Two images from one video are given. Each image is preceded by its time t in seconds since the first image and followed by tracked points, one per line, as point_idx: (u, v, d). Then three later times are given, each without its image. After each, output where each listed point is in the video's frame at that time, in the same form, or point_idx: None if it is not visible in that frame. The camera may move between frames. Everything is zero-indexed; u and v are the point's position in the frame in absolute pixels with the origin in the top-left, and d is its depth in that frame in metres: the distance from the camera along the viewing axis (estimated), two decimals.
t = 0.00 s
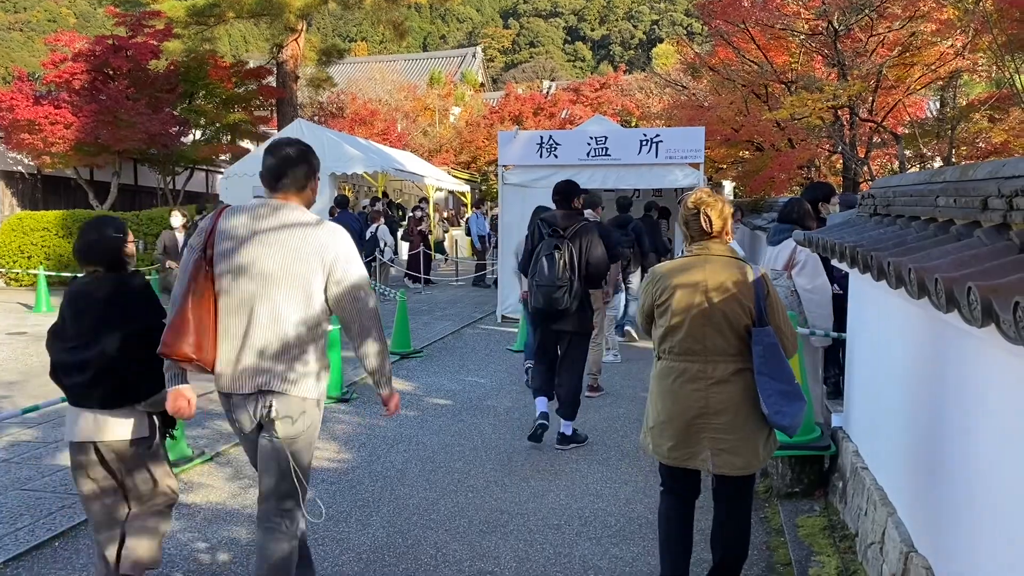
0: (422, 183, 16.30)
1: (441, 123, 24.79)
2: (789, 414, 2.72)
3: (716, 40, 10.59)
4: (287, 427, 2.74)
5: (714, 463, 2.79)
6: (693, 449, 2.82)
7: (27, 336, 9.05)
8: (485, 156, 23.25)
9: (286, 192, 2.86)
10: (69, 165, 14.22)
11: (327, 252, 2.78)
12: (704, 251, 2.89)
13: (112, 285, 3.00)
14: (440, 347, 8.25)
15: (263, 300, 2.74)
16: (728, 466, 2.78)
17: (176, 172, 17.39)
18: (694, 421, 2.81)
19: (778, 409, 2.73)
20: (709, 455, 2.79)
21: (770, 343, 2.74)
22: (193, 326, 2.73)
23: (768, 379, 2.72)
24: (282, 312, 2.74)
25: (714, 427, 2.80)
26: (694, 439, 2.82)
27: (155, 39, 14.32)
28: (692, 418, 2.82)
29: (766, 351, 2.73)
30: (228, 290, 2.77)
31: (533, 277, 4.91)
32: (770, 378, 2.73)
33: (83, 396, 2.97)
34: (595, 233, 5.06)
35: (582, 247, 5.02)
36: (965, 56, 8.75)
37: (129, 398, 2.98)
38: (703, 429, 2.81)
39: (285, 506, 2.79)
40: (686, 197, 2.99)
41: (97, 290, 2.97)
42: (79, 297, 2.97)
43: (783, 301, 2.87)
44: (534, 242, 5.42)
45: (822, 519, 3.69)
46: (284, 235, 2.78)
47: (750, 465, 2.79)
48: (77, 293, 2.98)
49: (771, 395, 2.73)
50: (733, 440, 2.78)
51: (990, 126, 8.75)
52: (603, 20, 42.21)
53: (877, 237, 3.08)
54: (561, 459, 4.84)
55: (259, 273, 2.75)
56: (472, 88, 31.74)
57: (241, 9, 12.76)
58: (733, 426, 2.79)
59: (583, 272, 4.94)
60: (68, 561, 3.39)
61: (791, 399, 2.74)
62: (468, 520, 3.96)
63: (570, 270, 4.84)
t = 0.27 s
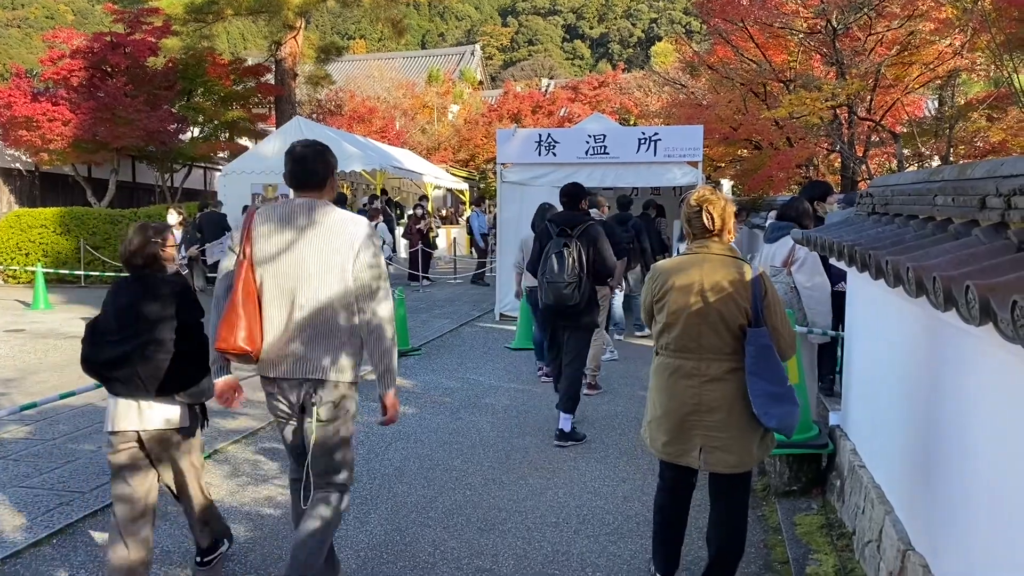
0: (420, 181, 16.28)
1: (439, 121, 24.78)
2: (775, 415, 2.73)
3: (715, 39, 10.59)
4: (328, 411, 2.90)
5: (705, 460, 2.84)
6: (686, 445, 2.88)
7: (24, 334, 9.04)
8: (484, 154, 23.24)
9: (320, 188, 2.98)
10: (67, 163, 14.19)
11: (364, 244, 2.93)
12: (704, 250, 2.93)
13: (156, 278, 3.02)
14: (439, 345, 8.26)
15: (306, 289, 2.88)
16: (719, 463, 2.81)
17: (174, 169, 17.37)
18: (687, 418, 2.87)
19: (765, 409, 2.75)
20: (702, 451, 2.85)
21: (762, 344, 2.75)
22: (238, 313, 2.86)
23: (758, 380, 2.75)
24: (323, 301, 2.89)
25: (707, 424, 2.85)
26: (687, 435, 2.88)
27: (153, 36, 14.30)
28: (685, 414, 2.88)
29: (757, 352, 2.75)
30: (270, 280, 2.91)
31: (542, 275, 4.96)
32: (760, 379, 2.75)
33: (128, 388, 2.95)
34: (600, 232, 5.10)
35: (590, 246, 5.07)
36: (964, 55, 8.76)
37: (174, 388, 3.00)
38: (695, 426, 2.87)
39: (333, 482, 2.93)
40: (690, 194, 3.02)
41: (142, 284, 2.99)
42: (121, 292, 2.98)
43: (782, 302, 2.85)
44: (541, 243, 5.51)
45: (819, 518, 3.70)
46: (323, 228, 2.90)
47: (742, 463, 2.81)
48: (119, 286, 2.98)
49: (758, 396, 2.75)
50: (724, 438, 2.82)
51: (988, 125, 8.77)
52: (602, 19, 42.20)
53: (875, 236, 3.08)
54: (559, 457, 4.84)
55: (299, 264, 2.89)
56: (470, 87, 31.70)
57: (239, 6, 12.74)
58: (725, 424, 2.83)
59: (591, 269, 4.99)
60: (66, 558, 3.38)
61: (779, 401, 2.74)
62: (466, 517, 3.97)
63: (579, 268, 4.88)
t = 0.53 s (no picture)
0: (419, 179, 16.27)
1: (439, 119, 24.76)
2: (762, 413, 2.75)
3: (715, 37, 10.58)
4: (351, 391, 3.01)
5: (701, 457, 2.86)
6: (681, 442, 2.91)
7: (24, 331, 9.04)
8: (484, 152, 23.21)
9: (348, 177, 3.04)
10: (67, 159, 14.17)
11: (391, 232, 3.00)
12: (699, 249, 2.94)
13: (201, 265, 3.34)
14: (438, 342, 8.27)
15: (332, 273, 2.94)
16: (715, 461, 2.84)
17: (174, 166, 17.36)
18: (682, 415, 2.90)
19: (752, 407, 2.77)
20: (697, 449, 2.87)
21: (754, 342, 2.76)
22: (262, 295, 2.90)
23: (749, 378, 2.77)
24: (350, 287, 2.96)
25: (702, 422, 2.87)
26: (684, 432, 2.91)
27: (153, 33, 14.28)
28: (680, 412, 2.90)
29: (749, 350, 2.76)
30: (295, 263, 2.95)
31: (544, 271, 5.31)
32: (752, 377, 2.77)
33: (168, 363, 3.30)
34: (597, 227, 5.46)
35: (587, 241, 5.43)
36: (964, 54, 8.75)
37: (208, 366, 3.30)
38: (691, 424, 2.89)
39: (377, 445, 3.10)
40: (687, 194, 3.04)
41: (186, 271, 3.30)
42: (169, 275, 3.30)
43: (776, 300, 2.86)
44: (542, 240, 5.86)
45: (819, 516, 3.70)
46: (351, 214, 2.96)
47: (737, 460, 2.84)
48: (166, 272, 3.31)
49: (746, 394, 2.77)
50: (720, 435, 2.84)
51: (988, 124, 8.76)
52: (602, 17, 42.16)
53: (876, 234, 3.08)
54: (559, 454, 4.85)
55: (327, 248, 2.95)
56: (470, 84, 31.68)
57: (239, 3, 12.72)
58: (720, 422, 2.85)
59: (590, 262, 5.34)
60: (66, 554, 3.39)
61: (767, 399, 2.77)
62: (465, 515, 3.97)
63: (578, 262, 5.23)
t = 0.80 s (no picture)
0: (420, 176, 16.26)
1: (439, 116, 24.73)
2: (768, 402, 2.80)
3: (716, 35, 10.56)
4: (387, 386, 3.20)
5: (705, 451, 2.88)
6: (685, 438, 2.91)
7: (24, 328, 9.04)
8: (484, 150, 23.17)
9: (388, 185, 3.26)
10: (67, 156, 14.16)
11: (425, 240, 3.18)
12: (694, 245, 2.99)
13: (237, 265, 3.47)
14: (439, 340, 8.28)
15: (372, 273, 3.14)
16: (719, 455, 2.85)
17: (174, 163, 17.36)
18: (685, 411, 2.91)
19: (757, 395, 2.81)
20: (701, 443, 2.88)
21: (754, 332, 2.81)
22: (307, 296, 3.14)
23: (752, 368, 2.82)
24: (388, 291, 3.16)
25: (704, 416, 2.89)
26: (687, 428, 2.91)
27: (154, 29, 14.26)
28: (683, 408, 2.92)
29: (749, 341, 2.81)
30: (335, 267, 3.16)
31: (547, 266, 5.51)
32: (754, 367, 2.82)
33: (202, 359, 3.43)
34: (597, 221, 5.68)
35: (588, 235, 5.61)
36: (966, 53, 8.73)
37: (240, 364, 3.46)
38: (694, 419, 2.90)
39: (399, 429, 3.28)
40: (677, 194, 3.10)
41: (224, 271, 3.43)
42: (205, 273, 3.43)
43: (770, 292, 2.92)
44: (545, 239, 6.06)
45: (818, 514, 3.70)
46: (391, 218, 3.16)
47: (741, 454, 2.85)
48: (204, 271, 3.42)
49: (751, 382, 2.82)
50: (722, 429, 2.86)
51: (989, 123, 8.74)
52: (603, 15, 42.07)
53: (877, 233, 3.08)
54: (560, 452, 4.85)
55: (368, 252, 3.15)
56: (470, 82, 31.63)
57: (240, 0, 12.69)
58: (723, 416, 2.87)
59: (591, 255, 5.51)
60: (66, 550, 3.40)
61: (771, 386, 2.82)
62: (466, 513, 3.97)
63: (578, 254, 5.42)
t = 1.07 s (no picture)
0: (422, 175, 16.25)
1: (441, 114, 24.70)
2: (773, 387, 2.83)
3: (719, 34, 10.54)
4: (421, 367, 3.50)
5: (705, 444, 2.90)
6: (686, 432, 2.94)
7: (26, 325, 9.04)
8: (486, 148, 23.14)
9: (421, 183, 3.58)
10: (69, 153, 14.17)
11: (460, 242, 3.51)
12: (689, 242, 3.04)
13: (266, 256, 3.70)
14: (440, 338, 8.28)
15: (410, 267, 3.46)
16: (720, 447, 2.88)
17: (175, 161, 17.36)
18: (685, 405, 2.93)
19: (763, 381, 2.84)
20: (702, 436, 2.91)
21: (754, 324, 2.85)
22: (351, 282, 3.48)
23: (755, 358, 2.85)
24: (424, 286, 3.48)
25: (704, 409, 2.92)
26: (687, 422, 2.94)
27: (156, 27, 14.26)
28: (682, 402, 2.94)
29: (750, 332, 2.86)
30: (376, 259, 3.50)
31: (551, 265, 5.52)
32: (757, 357, 2.85)
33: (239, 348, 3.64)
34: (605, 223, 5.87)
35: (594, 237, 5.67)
36: (968, 52, 8.71)
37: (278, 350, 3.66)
38: (694, 412, 2.93)
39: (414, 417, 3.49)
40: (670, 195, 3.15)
41: (256, 266, 3.67)
42: (239, 269, 3.66)
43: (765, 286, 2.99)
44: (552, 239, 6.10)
45: (820, 513, 3.70)
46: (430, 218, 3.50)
47: (740, 445, 2.90)
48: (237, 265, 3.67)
49: (755, 371, 2.84)
50: (722, 421, 2.90)
51: (992, 122, 8.72)
52: (605, 13, 41.98)
53: (880, 231, 3.08)
54: (561, 450, 4.85)
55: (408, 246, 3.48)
56: (472, 80, 31.59)
57: None
58: (723, 407, 2.91)
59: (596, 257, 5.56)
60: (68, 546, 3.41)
61: (776, 374, 2.86)
62: (467, 510, 3.97)
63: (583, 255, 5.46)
